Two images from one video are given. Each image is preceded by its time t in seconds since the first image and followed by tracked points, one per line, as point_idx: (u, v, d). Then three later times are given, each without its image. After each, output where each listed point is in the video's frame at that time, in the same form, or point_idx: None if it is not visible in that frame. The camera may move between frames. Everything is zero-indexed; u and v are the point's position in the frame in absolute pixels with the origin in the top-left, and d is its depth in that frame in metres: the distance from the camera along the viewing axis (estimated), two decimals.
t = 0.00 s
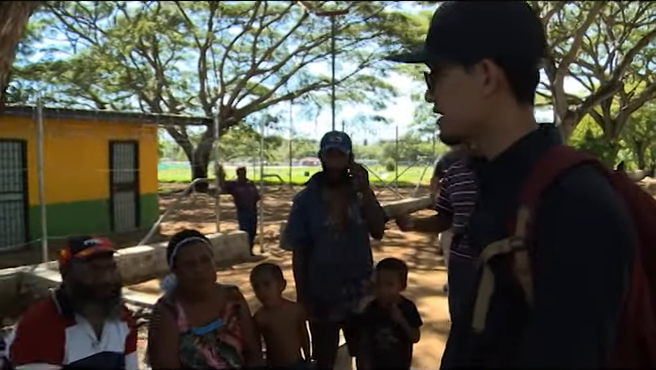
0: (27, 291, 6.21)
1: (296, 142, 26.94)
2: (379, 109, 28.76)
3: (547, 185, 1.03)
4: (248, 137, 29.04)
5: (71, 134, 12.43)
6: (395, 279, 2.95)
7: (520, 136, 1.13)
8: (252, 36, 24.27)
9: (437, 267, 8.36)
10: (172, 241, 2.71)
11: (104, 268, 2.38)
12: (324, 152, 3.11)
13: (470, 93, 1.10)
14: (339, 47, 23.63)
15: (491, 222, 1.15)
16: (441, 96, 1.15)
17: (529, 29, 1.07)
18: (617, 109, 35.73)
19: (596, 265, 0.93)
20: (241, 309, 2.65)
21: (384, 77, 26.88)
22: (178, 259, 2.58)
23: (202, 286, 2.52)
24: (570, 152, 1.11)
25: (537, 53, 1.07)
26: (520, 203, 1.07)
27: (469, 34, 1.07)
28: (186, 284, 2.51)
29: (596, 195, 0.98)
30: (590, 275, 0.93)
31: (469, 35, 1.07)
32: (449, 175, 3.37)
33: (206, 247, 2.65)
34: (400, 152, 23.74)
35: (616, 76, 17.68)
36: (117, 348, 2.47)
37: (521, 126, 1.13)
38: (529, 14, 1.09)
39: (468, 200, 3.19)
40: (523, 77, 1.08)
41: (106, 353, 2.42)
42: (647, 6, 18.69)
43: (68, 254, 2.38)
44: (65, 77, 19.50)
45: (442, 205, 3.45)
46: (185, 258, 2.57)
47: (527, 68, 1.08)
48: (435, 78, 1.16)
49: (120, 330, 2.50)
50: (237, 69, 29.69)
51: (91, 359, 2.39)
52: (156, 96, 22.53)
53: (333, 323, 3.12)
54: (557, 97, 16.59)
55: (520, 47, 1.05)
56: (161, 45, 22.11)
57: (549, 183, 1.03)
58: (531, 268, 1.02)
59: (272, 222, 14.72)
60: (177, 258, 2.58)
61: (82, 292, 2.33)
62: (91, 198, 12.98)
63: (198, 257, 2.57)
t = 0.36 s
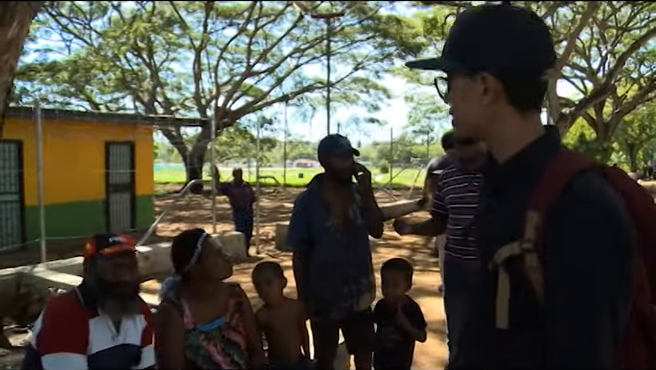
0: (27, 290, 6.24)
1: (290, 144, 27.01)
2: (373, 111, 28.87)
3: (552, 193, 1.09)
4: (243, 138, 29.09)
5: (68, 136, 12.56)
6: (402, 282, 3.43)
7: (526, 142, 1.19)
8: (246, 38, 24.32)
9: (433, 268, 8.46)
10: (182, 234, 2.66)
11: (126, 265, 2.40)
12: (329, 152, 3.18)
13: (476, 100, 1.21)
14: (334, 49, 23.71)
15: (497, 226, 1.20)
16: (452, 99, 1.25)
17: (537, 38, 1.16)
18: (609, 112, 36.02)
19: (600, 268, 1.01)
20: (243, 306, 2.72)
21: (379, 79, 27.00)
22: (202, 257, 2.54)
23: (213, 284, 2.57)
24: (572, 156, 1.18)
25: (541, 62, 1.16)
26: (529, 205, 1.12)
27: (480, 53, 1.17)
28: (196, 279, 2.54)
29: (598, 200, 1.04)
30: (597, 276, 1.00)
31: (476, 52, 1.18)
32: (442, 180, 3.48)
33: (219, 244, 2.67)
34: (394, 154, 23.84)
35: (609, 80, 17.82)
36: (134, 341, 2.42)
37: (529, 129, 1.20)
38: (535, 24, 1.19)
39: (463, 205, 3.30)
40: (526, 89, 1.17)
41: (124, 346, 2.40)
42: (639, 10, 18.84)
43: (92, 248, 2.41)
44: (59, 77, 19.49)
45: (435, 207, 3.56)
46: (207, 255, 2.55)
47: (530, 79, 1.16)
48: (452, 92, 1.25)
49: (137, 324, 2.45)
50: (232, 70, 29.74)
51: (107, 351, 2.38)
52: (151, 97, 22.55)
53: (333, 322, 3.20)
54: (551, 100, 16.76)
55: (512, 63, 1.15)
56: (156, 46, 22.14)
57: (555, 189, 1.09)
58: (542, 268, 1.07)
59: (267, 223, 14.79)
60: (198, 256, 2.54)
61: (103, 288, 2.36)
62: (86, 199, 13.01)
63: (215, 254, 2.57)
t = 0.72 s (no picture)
0: (31, 286, 6.30)
1: (290, 144, 27.11)
2: (372, 112, 29.02)
3: (528, 193, 1.20)
4: (242, 138, 29.20)
5: (71, 135, 12.71)
6: (405, 279, 3.57)
7: (521, 147, 1.32)
8: (247, 38, 24.43)
9: (431, 267, 8.58)
10: (187, 232, 2.76)
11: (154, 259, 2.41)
12: (329, 154, 3.29)
13: (469, 110, 1.35)
14: (334, 49, 23.83)
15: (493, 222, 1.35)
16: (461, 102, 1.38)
17: (533, 56, 1.27)
18: (607, 114, 36.21)
19: (566, 266, 1.10)
20: (247, 301, 2.84)
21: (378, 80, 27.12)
22: (211, 251, 2.65)
23: (219, 280, 2.68)
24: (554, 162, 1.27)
25: (532, 81, 1.26)
26: (509, 208, 1.24)
27: (478, 72, 1.29)
28: (203, 275, 2.65)
29: (570, 205, 1.14)
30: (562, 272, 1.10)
31: (474, 65, 1.30)
32: (439, 182, 3.60)
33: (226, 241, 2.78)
34: (393, 155, 23.97)
35: (607, 82, 17.95)
36: (150, 329, 2.46)
37: (521, 137, 1.32)
38: (529, 42, 1.30)
39: (459, 205, 3.43)
40: (511, 108, 1.28)
41: (141, 334, 2.43)
42: (638, 13, 18.98)
43: (125, 243, 2.36)
44: (60, 76, 19.58)
45: (433, 208, 3.67)
46: (214, 250, 2.66)
47: (516, 97, 1.26)
48: (457, 101, 1.39)
49: (151, 312, 2.48)
50: (231, 70, 29.86)
51: (127, 339, 2.41)
52: (151, 96, 22.63)
53: (334, 321, 3.30)
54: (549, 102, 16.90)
55: (504, 84, 1.26)
56: (156, 46, 22.22)
57: (532, 189, 1.20)
58: (515, 262, 1.20)
59: (267, 222, 14.91)
60: (207, 252, 2.64)
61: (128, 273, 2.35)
62: (86, 197, 13.10)
63: (221, 251, 2.68)
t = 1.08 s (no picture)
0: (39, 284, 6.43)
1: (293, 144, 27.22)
2: (375, 111, 29.13)
3: (523, 174, 1.56)
4: (246, 138, 29.34)
5: (77, 136, 12.82)
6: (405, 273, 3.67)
7: (521, 141, 1.66)
8: (249, 38, 24.51)
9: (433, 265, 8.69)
10: (191, 229, 2.87)
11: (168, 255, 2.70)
12: (326, 152, 3.41)
13: (482, 114, 1.69)
14: (336, 49, 23.89)
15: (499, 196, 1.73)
16: (474, 106, 1.72)
17: (533, 64, 1.62)
18: (610, 113, 36.24)
19: (542, 236, 1.46)
20: (249, 294, 2.94)
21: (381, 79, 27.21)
22: (213, 246, 2.78)
23: (222, 274, 2.80)
24: (550, 154, 1.61)
25: (534, 86, 1.61)
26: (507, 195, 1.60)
27: (487, 79, 1.64)
28: (207, 270, 2.76)
29: (555, 189, 1.49)
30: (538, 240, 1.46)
31: (487, 71, 1.65)
32: (437, 180, 3.70)
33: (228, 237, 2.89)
34: (396, 154, 24.06)
35: (610, 80, 18.00)
36: (158, 321, 2.76)
37: (524, 134, 1.66)
38: (533, 55, 1.65)
39: (454, 202, 3.53)
40: (517, 109, 1.63)
41: (151, 325, 2.74)
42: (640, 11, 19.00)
43: (146, 241, 2.62)
44: (64, 78, 19.70)
45: (429, 205, 3.75)
46: (217, 246, 2.79)
47: (523, 99, 1.62)
48: (471, 106, 1.73)
49: (160, 304, 2.77)
50: (234, 70, 29.98)
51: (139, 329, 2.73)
52: (154, 97, 22.74)
53: (336, 313, 3.40)
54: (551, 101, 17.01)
55: (516, 87, 1.60)
56: (160, 46, 22.35)
57: (529, 172, 1.55)
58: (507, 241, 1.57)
59: (270, 222, 15.03)
60: (210, 247, 2.77)
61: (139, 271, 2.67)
62: (91, 197, 13.25)
63: (224, 246, 2.81)
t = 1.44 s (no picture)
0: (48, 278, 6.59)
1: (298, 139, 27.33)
2: (380, 105, 29.19)
3: (521, 162, 1.85)
4: (251, 134, 29.47)
5: (83, 134, 12.94)
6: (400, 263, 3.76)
7: (526, 132, 1.91)
8: (254, 34, 24.58)
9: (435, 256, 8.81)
10: (189, 222, 2.97)
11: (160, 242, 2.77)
12: (319, 144, 3.48)
13: (494, 110, 1.95)
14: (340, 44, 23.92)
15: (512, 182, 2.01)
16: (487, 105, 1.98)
17: (538, 61, 1.86)
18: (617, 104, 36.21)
19: (541, 226, 1.75)
20: (247, 283, 3.07)
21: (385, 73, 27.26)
22: (211, 236, 2.87)
23: (222, 263, 2.90)
24: (550, 144, 1.87)
25: (538, 81, 1.86)
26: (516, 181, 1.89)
27: (496, 76, 1.90)
28: (207, 259, 2.84)
29: (550, 177, 1.77)
30: (537, 228, 1.76)
31: (492, 73, 1.91)
32: (431, 170, 3.79)
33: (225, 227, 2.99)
34: (401, 148, 24.14)
35: (614, 71, 17.98)
36: (154, 309, 2.85)
37: (530, 125, 1.92)
38: (533, 52, 1.90)
39: (445, 193, 3.63)
40: (523, 106, 1.89)
41: (147, 314, 2.82)
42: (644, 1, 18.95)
43: (139, 231, 2.69)
44: (70, 76, 19.85)
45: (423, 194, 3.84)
46: (215, 235, 2.88)
47: (530, 96, 1.88)
48: (482, 102, 1.99)
49: (154, 293, 2.85)
50: (239, 66, 30.08)
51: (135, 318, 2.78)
52: (160, 94, 22.86)
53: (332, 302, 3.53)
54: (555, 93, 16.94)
55: (524, 87, 1.86)
56: (164, 44, 22.44)
57: (529, 159, 1.83)
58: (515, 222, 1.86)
59: (275, 216, 15.18)
60: (208, 237, 2.86)
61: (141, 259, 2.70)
62: (98, 193, 13.43)
63: (223, 236, 2.91)
